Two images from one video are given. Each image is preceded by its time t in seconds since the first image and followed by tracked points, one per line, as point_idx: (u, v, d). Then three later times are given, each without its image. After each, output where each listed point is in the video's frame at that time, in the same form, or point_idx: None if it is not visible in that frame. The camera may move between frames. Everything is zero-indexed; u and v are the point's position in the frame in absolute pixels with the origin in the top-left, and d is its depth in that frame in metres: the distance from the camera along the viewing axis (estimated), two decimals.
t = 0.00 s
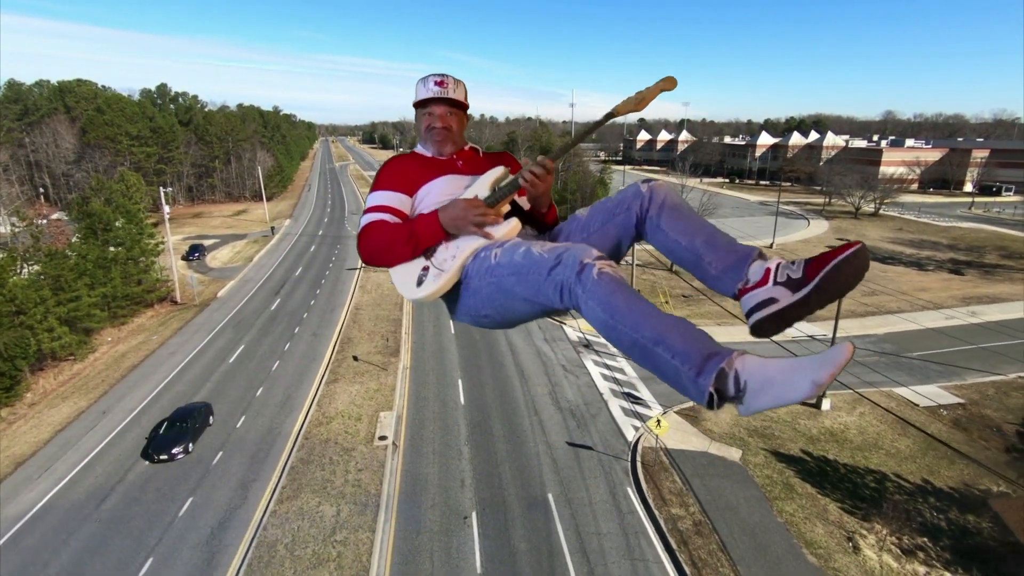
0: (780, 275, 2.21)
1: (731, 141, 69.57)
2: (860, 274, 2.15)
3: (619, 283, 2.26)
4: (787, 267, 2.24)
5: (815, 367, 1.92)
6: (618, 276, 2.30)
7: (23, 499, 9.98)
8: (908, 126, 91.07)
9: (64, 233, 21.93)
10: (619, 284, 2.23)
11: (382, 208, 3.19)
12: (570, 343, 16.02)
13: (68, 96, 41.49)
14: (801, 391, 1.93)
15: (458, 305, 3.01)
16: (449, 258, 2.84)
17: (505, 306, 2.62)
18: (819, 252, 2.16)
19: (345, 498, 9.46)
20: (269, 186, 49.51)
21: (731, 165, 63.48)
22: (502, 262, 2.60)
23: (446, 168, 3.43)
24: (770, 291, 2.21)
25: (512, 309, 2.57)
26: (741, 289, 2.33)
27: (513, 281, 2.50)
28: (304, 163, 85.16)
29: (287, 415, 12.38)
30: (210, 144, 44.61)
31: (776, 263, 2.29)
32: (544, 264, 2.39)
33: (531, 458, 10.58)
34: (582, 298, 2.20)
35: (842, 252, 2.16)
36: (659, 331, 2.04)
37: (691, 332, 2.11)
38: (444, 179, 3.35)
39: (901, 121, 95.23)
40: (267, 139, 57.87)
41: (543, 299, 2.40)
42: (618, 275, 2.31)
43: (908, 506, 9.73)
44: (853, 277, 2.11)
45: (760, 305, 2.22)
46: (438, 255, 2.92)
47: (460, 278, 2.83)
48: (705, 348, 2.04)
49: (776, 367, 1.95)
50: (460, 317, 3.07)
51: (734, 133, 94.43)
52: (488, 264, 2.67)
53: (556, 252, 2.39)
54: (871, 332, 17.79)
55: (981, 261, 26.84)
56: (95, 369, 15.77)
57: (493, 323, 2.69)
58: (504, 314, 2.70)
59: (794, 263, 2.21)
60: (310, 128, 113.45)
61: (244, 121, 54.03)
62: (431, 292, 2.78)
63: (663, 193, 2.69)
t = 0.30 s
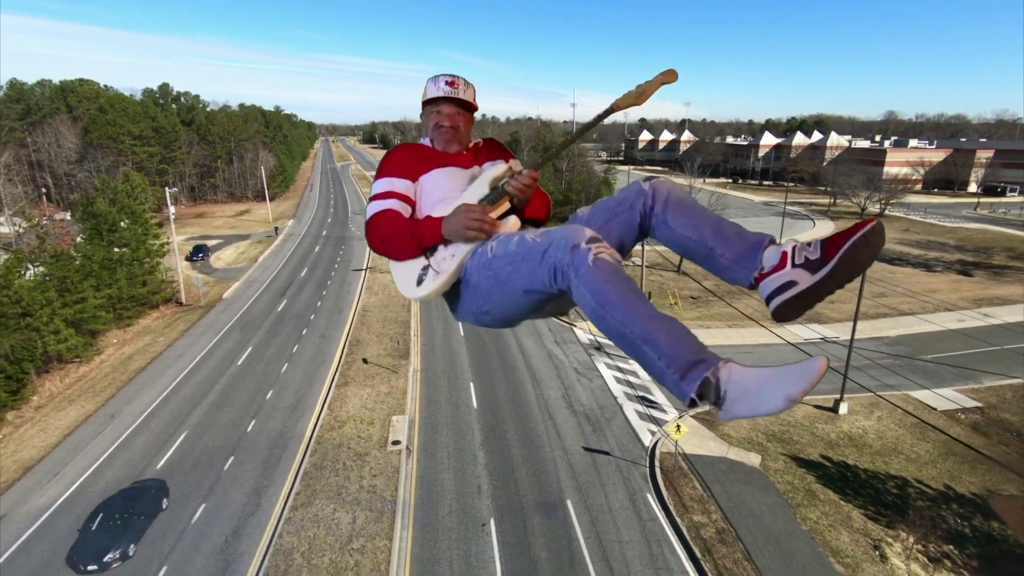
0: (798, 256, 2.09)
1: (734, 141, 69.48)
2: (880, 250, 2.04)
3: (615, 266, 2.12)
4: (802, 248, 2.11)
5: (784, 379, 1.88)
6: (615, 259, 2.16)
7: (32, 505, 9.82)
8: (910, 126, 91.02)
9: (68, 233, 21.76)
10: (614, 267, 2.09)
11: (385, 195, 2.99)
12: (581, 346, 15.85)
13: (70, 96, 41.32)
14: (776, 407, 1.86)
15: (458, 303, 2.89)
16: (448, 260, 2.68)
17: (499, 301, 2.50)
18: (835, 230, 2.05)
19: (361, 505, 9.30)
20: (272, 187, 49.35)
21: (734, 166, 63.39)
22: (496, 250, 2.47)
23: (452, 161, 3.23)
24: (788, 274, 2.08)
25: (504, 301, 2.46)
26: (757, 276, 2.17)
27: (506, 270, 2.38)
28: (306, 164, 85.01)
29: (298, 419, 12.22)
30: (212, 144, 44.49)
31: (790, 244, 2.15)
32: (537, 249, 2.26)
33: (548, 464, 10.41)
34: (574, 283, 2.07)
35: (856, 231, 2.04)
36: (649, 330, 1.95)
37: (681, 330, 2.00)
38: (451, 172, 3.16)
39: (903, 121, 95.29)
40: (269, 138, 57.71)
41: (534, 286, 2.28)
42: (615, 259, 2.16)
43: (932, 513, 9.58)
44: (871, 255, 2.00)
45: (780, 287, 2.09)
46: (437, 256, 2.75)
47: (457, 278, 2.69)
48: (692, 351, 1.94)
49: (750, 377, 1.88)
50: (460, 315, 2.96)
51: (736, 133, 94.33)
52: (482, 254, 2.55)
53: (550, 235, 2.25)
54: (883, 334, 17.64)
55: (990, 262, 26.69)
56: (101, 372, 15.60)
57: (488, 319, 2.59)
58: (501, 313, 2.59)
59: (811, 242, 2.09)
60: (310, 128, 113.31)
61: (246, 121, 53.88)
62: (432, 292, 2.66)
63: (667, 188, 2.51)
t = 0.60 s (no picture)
0: (835, 204, 2.10)
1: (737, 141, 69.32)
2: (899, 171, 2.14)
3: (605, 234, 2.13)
4: (833, 195, 2.15)
5: (754, 372, 2.01)
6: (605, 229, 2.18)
7: (47, 513, 9.67)
8: (912, 126, 90.90)
9: (74, 235, 21.61)
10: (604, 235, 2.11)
11: (382, 192, 3.07)
12: (595, 349, 15.72)
13: (73, 96, 41.14)
14: (734, 393, 2.00)
15: (458, 300, 2.96)
16: (444, 259, 2.76)
17: (490, 288, 2.57)
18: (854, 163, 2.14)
19: (381, 513, 9.14)
20: (275, 187, 49.19)
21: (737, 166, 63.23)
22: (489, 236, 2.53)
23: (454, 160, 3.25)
24: (839, 220, 2.06)
25: (494, 285, 2.51)
26: (808, 241, 2.15)
27: (498, 251, 2.43)
28: (308, 164, 84.79)
29: (313, 423, 12.07)
30: (215, 144, 44.47)
31: (819, 198, 2.19)
32: (528, 226, 2.30)
33: (568, 469, 10.28)
34: (563, 251, 2.09)
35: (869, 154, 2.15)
36: (628, 300, 1.96)
37: (660, 306, 2.05)
38: (452, 169, 3.19)
39: (905, 121, 95.22)
40: (271, 138, 57.53)
41: (522, 263, 2.32)
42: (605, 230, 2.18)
43: (960, 519, 9.42)
44: (894, 174, 2.08)
45: (839, 238, 2.05)
46: (433, 256, 2.84)
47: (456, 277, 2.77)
48: (668, 329, 2.00)
49: (724, 366, 1.98)
50: (462, 312, 3.04)
51: (738, 133, 94.17)
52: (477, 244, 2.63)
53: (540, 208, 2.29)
54: (898, 336, 17.51)
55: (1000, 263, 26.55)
56: (111, 375, 15.46)
57: (483, 309, 2.65)
58: (498, 302, 2.61)
59: (838, 187, 2.16)
60: (311, 128, 112.88)
61: (248, 121, 53.73)
62: (429, 292, 2.76)
63: (669, 205, 2.41)
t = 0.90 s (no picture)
0: (831, 213, 1.98)
1: (740, 141, 69.19)
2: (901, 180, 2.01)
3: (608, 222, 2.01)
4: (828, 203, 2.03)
5: (769, 320, 1.82)
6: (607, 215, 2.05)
7: (64, 521, 9.51)
8: (914, 125, 90.84)
9: (81, 236, 21.46)
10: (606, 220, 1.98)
11: (381, 192, 2.90)
12: (610, 351, 15.56)
13: (77, 96, 41.02)
14: (761, 345, 1.80)
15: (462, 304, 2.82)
16: (446, 260, 2.65)
17: (489, 285, 2.43)
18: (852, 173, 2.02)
19: (405, 521, 8.98)
20: (279, 187, 49.04)
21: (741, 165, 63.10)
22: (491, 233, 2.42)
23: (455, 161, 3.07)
24: (833, 231, 1.94)
25: (495, 282, 2.37)
26: (804, 249, 2.00)
27: (495, 245, 2.31)
28: (310, 164, 84.65)
29: (329, 428, 11.91)
30: (219, 145, 44.57)
31: (815, 206, 2.06)
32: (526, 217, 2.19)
33: (592, 475, 10.13)
34: (565, 238, 1.96)
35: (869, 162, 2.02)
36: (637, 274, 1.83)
37: (669, 276, 1.90)
38: (453, 169, 3.04)
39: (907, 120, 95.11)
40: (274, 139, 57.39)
41: (524, 258, 2.20)
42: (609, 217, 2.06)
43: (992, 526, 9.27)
44: (896, 180, 1.95)
45: (835, 247, 1.92)
46: (433, 256, 2.72)
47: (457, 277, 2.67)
48: (681, 298, 1.84)
49: (741, 320, 1.81)
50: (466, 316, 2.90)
51: (740, 132, 94.02)
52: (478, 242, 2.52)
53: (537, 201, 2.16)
54: (914, 338, 17.35)
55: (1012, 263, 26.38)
56: (122, 378, 15.30)
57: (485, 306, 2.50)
58: (498, 301, 2.47)
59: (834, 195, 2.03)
60: (312, 128, 112.72)
61: (252, 121, 53.61)
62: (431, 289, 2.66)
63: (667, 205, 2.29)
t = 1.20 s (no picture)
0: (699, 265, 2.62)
1: (744, 141, 68.98)
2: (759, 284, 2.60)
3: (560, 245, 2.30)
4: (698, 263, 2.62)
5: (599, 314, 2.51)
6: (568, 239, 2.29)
7: (79, 529, 9.31)
8: (918, 125, 90.58)
9: (88, 238, 21.28)
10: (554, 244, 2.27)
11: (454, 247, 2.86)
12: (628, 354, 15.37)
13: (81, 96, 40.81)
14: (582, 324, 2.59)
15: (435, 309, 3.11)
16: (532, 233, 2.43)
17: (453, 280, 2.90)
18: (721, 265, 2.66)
19: (429, 529, 8.80)
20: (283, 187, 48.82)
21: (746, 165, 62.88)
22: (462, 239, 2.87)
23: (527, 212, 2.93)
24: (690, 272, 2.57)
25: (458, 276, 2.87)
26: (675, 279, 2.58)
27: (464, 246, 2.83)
28: (312, 164, 84.36)
29: (346, 433, 11.72)
30: (223, 145, 44.51)
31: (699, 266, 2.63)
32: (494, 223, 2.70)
33: (617, 482, 9.94)
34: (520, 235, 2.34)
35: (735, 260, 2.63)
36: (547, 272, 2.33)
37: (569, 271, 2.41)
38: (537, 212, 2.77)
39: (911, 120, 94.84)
40: (278, 139, 57.11)
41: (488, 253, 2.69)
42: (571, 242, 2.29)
43: None
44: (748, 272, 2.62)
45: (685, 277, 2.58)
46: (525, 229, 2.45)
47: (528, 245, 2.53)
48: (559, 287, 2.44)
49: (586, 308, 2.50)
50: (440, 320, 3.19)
51: (744, 132, 93.74)
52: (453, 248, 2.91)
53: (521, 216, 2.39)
54: (932, 340, 17.15)
55: None
56: (132, 381, 15.10)
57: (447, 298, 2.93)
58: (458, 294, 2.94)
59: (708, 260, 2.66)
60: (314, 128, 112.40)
61: (255, 121, 53.33)
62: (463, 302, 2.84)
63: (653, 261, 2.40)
